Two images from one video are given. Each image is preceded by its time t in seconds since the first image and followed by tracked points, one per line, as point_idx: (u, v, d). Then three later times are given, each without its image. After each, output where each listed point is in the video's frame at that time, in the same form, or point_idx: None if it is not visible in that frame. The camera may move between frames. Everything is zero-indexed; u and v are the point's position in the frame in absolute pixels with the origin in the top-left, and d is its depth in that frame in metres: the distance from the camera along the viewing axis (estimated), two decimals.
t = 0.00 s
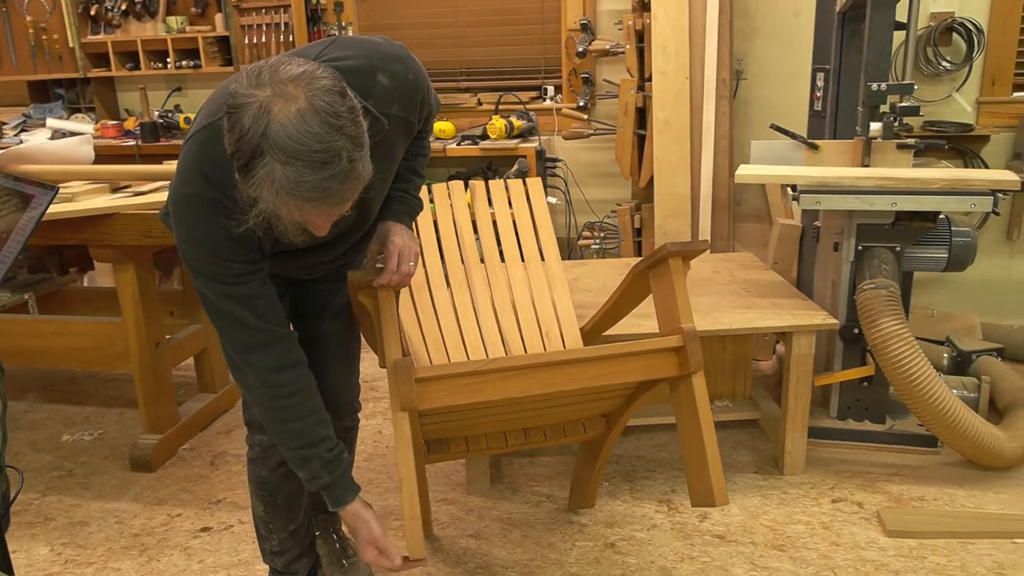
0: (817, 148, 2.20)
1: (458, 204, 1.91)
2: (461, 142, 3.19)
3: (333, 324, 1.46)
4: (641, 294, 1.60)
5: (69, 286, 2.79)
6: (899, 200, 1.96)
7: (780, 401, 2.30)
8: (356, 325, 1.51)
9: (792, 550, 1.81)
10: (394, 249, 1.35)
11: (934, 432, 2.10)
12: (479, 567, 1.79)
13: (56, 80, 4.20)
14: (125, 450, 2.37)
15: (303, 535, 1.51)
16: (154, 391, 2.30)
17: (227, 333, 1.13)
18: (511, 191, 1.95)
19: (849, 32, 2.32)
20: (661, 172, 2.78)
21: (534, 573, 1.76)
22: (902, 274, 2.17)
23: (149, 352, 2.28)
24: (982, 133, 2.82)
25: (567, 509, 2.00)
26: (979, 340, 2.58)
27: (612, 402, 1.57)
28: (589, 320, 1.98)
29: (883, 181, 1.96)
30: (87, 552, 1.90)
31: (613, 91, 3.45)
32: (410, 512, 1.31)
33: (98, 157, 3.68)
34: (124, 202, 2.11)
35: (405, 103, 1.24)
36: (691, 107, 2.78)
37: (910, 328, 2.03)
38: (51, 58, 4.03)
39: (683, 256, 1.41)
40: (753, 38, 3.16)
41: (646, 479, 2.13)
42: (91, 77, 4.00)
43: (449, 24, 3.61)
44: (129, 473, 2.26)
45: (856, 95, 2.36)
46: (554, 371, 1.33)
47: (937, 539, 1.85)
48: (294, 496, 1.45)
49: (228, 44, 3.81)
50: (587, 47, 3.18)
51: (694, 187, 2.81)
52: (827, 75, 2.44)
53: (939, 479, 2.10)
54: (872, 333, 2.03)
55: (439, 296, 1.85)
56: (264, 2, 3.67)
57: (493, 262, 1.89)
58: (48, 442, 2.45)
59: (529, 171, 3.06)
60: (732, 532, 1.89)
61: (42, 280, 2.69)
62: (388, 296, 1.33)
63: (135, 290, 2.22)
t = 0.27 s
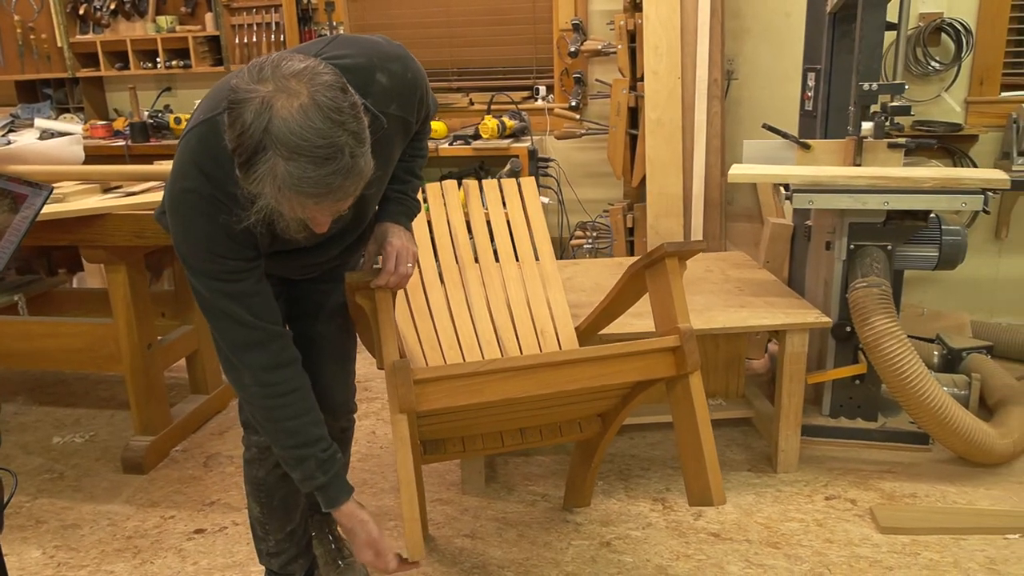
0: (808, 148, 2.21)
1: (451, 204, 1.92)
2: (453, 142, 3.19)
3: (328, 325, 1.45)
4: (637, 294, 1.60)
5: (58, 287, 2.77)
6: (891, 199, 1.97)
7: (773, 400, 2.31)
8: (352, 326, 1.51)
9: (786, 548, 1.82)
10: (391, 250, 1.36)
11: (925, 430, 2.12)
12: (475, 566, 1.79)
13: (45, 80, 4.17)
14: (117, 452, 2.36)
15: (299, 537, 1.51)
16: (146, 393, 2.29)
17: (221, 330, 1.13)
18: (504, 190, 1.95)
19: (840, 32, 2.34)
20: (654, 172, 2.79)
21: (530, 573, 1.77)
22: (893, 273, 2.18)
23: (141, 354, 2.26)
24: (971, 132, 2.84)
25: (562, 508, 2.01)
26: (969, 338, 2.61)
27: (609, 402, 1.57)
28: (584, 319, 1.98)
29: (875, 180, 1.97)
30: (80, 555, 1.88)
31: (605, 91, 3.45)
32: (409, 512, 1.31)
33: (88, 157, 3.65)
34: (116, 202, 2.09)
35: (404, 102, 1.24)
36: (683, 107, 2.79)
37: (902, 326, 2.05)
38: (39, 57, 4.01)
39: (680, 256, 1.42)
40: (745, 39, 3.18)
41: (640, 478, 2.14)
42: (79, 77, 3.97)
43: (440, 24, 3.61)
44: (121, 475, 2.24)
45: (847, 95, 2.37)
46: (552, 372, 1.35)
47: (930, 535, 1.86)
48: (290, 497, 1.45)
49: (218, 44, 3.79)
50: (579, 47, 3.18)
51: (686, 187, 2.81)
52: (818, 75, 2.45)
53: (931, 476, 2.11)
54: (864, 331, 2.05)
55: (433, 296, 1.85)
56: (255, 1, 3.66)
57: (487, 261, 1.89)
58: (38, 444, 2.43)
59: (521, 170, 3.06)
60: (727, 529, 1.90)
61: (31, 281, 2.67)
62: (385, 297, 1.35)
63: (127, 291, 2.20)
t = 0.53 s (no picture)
0: (802, 147, 2.23)
1: (446, 204, 1.92)
2: (446, 142, 3.19)
3: (325, 324, 1.45)
4: (632, 293, 1.61)
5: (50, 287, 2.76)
6: (884, 198, 1.98)
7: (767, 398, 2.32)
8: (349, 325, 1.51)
9: (781, 545, 1.82)
10: (389, 248, 1.37)
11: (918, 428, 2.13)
12: (471, 565, 1.79)
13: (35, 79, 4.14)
14: (110, 453, 2.35)
15: (296, 535, 1.50)
16: (139, 393, 2.27)
17: (219, 328, 1.12)
18: (499, 190, 1.96)
19: (832, 33, 2.35)
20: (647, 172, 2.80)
21: (526, 572, 1.77)
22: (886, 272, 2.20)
23: (135, 354, 2.25)
24: (961, 132, 2.86)
25: (558, 507, 2.01)
26: (960, 337, 2.62)
27: (605, 400, 1.58)
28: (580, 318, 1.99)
29: (868, 179, 1.98)
30: (73, 556, 1.87)
31: (598, 91, 3.46)
32: (408, 511, 1.31)
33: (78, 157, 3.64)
34: (109, 202, 2.09)
35: (401, 98, 1.24)
36: (676, 107, 2.80)
37: (895, 325, 2.06)
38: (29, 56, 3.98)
39: (676, 254, 1.42)
40: (737, 39, 3.19)
41: (635, 477, 2.14)
42: (70, 75, 3.95)
43: (433, 24, 3.61)
44: (115, 476, 2.23)
45: (840, 95, 2.39)
46: (549, 369, 1.35)
47: (923, 532, 1.87)
48: (287, 497, 1.45)
49: (210, 43, 3.78)
50: (573, 46, 3.24)
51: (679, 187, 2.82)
52: (810, 75, 2.47)
53: (923, 474, 2.13)
54: (857, 330, 2.06)
55: (429, 295, 1.85)
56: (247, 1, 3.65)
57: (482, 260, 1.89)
58: (30, 445, 2.42)
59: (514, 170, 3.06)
60: (722, 528, 1.91)
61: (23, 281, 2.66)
62: (383, 295, 1.35)
63: (120, 290, 2.19)
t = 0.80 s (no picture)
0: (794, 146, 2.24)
1: (442, 204, 1.92)
2: (440, 141, 3.19)
3: (321, 323, 1.46)
4: (628, 291, 1.61)
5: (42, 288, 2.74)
6: (876, 196, 1.99)
7: (761, 396, 2.33)
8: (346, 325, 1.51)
9: (775, 542, 1.83)
10: (386, 248, 1.35)
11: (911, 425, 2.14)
12: (467, 564, 1.79)
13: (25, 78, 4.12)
14: (103, 454, 2.34)
15: (291, 534, 1.50)
16: (132, 393, 2.26)
17: (194, 296, 1.10)
18: (494, 188, 1.96)
19: (824, 32, 2.36)
20: (641, 170, 2.80)
21: (522, 570, 1.77)
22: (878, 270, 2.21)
23: (129, 354, 2.25)
24: (952, 131, 2.88)
25: (553, 505, 2.01)
26: (951, 335, 2.64)
27: (601, 399, 1.58)
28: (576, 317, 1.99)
29: (861, 178, 1.99)
30: (67, 557, 1.87)
31: (591, 90, 3.47)
32: (405, 510, 1.36)
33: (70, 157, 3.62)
34: (103, 201, 2.08)
35: (395, 74, 1.24)
36: (669, 106, 2.81)
37: (887, 323, 2.07)
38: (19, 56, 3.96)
39: (672, 253, 1.43)
40: (729, 39, 3.21)
41: (630, 474, 2.15)
42: (60, 75, 3.93)
43: (426, 23, 3.61)
44: (108, 476, 2.22)
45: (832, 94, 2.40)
46: (546, 369, 1.36)
47: (916, 528, 1.88)
48: (280, 495, 1.44)
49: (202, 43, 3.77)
50: (566, 46, 3.20)
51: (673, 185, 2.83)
52: (803, 74, 2.48)
53: (916, 470, 2.14)
54: (851, 328, 2.07)
55: (424, 294, 1.85)
56: None
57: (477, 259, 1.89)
58: (22, 446, 2.40)
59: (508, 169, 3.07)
60: (717, 525, 1.91)
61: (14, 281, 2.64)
62: (380, 295, 1.36)
63: (113, 290, 2.18)
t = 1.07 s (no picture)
0: (788, 146, 2.24)
1: (438, 204, 1.92)
2: (434, 141, 3.19)
3: (318, 327, 1.45)
4: (624, 292, 1.62)
5: (34, 287, 2.73)
6: (870, 196, 2.01)
7: (755, 396, 2.34)
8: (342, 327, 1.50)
9: (770, 540, 1.84)
10: (384, 250, 1.38)
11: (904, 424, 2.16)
12: (463, 563, 1.79)
13: (17, 77, 4.09)
14: (97, 454, 2.33)
15: (285, 533, 1.51)
16: (126, 393, 2.26)
17: (141, 236, 1.08)
18: (490, 188, 1.96)
19: (817, 33, 2.38)
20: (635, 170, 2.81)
21: (518, 569, 1.77)
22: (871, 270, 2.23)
23: (123, 353, 2.24)
24: (944, 132, 2.90)
25: (549, 505, 2.02)
26: (943, 333, 2.66)
27: (597, 399, 1.59)
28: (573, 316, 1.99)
29: (854, 178, 2.01)
30: (62, 558, 1.86)
31: (586, 91, 3.47)
32: (404, 513, 1.36)
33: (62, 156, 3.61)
34: (97, 201, 2.07)
35: (385, 37, 1.22)
36: (663, 106, 2.82)
37: (880, 322, 2.08)
38: (10, 54, 3.94)
39: (669, 255, 1.44)
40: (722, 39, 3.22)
41: (626, 474, 2.15)
42: (52, 74, 3.91)
43: (420, 23, 3.61)
44: (102, 477, 2.21)
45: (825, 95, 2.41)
46: (544, 370, 1.36)
47: (910, 526, 1.90)
48: (273, 494, 1.44)
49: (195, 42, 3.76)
50: (561, 46, 3.25)
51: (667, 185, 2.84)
52: (796, 74, 2.49)
53: (909, 469, 2.15)
54: (844, 327, 2.08)
55: (421, 294, 1.85)
56: None
57: (473, 259, 1.90)
58: (15, 447, 2.39)
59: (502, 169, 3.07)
60: (712, 523, 1.92)
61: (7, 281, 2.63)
62: (378, 298, 1.36)
63: (107, 290, 2.18)
